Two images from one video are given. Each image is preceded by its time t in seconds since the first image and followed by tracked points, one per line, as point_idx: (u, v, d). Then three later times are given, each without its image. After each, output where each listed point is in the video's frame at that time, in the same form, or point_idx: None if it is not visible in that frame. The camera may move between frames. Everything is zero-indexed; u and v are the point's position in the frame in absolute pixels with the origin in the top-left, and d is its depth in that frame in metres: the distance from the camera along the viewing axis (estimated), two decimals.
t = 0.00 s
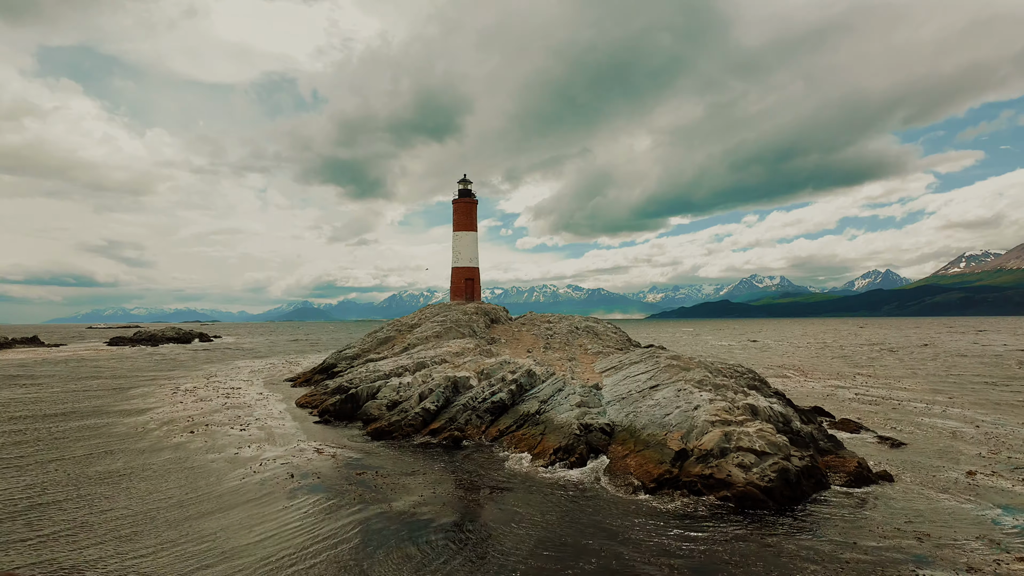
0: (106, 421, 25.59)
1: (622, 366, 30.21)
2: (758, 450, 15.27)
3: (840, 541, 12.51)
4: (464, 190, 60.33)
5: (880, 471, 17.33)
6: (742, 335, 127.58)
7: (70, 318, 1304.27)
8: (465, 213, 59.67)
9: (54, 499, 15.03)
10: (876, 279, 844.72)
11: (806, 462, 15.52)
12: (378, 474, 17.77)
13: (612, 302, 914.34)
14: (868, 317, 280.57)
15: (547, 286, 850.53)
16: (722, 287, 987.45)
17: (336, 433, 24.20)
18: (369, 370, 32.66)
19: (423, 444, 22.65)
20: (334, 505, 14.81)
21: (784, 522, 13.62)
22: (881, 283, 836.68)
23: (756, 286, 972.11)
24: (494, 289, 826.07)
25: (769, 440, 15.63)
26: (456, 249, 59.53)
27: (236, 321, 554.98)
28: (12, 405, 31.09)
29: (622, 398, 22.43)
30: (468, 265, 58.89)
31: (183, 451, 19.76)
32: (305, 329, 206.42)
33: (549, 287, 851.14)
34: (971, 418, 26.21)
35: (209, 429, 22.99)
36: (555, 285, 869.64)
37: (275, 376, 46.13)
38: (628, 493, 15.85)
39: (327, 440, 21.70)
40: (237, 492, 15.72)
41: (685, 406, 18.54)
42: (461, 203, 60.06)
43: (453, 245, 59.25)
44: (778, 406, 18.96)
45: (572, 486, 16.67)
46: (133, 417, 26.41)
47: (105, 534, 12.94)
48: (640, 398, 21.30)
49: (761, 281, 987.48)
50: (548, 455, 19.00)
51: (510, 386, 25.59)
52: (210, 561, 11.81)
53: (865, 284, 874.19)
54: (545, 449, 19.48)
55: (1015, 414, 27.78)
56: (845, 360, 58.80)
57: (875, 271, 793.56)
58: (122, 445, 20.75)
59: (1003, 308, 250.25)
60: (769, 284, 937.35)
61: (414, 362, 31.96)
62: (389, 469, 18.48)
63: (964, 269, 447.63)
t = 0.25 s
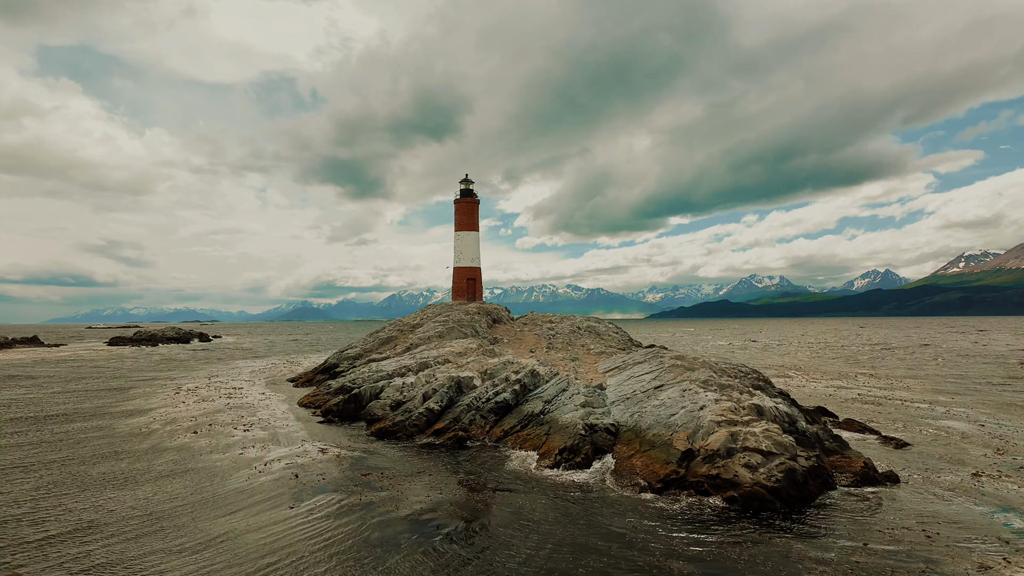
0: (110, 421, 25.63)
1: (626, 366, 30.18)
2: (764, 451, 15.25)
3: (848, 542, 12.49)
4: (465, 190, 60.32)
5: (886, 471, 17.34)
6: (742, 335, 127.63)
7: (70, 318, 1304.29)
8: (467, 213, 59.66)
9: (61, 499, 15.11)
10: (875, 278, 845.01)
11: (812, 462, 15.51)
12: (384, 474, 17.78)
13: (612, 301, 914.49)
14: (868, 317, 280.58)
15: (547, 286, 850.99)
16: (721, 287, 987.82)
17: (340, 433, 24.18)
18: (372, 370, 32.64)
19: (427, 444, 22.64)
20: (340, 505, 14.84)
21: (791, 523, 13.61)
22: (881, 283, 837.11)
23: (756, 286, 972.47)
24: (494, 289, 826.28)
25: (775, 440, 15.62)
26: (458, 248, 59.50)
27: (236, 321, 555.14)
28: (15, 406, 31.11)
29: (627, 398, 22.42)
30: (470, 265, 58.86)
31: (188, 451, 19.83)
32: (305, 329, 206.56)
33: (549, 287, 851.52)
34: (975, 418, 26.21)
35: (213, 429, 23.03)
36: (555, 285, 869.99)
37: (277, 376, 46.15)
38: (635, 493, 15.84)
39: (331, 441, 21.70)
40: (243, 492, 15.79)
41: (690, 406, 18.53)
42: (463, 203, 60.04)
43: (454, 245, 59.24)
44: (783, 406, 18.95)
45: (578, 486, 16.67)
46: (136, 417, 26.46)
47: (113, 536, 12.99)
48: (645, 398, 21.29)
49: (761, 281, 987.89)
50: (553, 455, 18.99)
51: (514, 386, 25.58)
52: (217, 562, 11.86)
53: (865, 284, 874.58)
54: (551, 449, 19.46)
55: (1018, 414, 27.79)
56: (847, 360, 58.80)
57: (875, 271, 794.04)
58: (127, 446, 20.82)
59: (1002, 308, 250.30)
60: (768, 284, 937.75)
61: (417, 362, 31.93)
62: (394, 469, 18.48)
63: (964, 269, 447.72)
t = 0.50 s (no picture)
0: (113, 422, 25.68)
1: (629, 366, 30.17)
2: (771, 451, 15.24)
3: (857, 543, 12.48)
4: (467, 189, 60.34)
5: (891, 471, 17.34)
6: (743, 334, 127.74)
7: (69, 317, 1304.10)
8: (469, 213, 59.64)
9: (67, 500, 15.14)
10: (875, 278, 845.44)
11: (819, 463, 15.50)
12: (389, 475, 17.80)
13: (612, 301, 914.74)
14: (868, 317, 280.63)
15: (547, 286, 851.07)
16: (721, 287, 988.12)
17: (344, 433, 24.20)
18: (375, 370, 32.64)
19: (432, 444, 22.65)
20: (347, 505, 14.87)
21: (799, 523, 13.59)
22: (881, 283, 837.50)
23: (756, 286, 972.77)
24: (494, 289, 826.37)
25: (782, 440, 15.61)
26: (459, 248, 59.50)
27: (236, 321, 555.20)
28: (18, 406, 31.14)
29: (631, 398, 22.41)
30: (472, 265, 58.85)
31: (193, 452, 19.87)
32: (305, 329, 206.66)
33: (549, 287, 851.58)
34: (979, 419, 26.21)
35: (217, 429, 23.08)
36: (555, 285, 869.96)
37: (279, 376, 46.18)
38: (641, 494, 15.85)
39: (336, 441, 21.72)
40: (249, 492, 15.82)
41: (696, 406, 18.53)
42: (464, 203, 60.04)
43: (456, 245, 59.24)
44: (789, 406, 18.94)
45: (584, 487, 16.68)
46: (140, 417, 26.51)
47: (120, 535, 13.02)
48: (650, 398, 21.28)
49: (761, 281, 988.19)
50: (559, 455, 18.99)
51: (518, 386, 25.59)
52: (225, 561, 11.89)
53: (865, 284, 874.69)
54: (556, 449, 19.48)
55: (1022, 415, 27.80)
56: (848, 360, 58.81)
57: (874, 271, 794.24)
58: (131, 446, 20.87)
59: (1002, 307, 250.45)
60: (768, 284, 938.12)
61: (420, 362, 31.93)
62: (400, 470, 18.50)
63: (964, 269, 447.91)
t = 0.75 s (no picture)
0: (117, 422, 25.69)
1: (633, 366, 30.17)
2: (778, 451, 15.22)
3: (865, 543, 12.47)
4: (469, 189, 60.34)
5: (897, 471, 17.35)
6: (742, 334, 127.85)
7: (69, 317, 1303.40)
8: (470, 213, 59.61)
9: (73, 500, 15.10)
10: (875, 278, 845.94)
11: (825, 463, 15.48)
12: (395, 475, 17.80)
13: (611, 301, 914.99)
14: (867, 317, 280.60)
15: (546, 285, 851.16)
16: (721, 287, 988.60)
17: (348, 433, 24.20)
18: (378, 370, 32.62)
19: (436, 445, 22.66)
20: (354, 505, 14.86)
21: (807, 523, 13.58)
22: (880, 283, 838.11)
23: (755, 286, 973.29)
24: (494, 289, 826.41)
25: (788, 441, 15.60)
26: (461, 248, 59.48)
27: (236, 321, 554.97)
28: (20, 406, 31.10)
29: (636, 398, 22.40)
30: (473, 265, 58.85)
31: (198, 452, 19.88)
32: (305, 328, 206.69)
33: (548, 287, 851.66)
34: (982, 419, 26.24)
35: (221, 429, 23.08)
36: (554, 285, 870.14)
37: (281, 376, 46.18)
38: (648, 494, 15.85)
39: (340, 441, 21.72)
40: (255, 492, 15.83)
41: (701, 406, 18.52)
42: (466, 203, 60.04)
43: (457, 245, 59.23)
44: (794, 406, 18.93)
45: (590, 487, 16.68)
46: (143, 417, 26.48)
47: (128, 535, 13.00)
48: (654, 398, 21.27)
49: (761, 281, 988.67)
50: (564, 455, 18.98)
51: (522, 386, 25.60)
52: (233, 561, 11.90)
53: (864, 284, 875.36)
54: (561, 449, 19.46)
55: None
56: (849, 360, 58.87)
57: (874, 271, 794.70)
58: (135, 446, 20.85)
59: (1000, 307, 250.82)
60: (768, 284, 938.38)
61: (423, 362, 31.92)
62: (406, 470, 18.51)
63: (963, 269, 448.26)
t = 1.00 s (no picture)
0: (120, 422, 25.71)
1: (636, 366, 30.15)
2: (784, 451, 15.23)
3: (872, 543, 12.48)
4: (470, 190, 60.28)
5: (902, 471, 17.35)
6: (742, 334, 128.07)
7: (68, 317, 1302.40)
8: (472, 213, 59.55)
9: (79, 501, 15.08)
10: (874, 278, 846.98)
11: (831, 463, 15.48)
12: (400, 475, 17.80)
13: (611, 301, 915.36)
14: (866, 317, 280.91)
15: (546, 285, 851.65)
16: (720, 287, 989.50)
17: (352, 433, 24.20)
18: (380, 370, 32.58)
19: (440, 445, 22.67)
20: (361, 505, 14.86)
21: (814, 524, 13.57)
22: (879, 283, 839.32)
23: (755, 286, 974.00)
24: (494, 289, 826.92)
25: (794, 440, 15.60)
26: (462, 248, 59.45)
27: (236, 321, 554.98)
28: (21, 407, 31.08)
29: (640, 398, 22.40)
30: (474, 265, 58.82)
31: (202, 452, 19.87)
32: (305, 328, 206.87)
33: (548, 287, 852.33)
34: (985, 419, 26.27)
35: (224, 429, 23.08)
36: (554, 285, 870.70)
37: (284, 376, 46.19)
38: (654, 494, 15.85)
39: (345, 441, 21.72)
40: (261, 492, 15.83)
41: (706, 406, 18.53)
42: (467, 203, 59.99)
43: (459, 245, 59.18)
44: (799, 406, 18.93)
45: (595, 487, 16.69)
46: (145, 417, 26.44)
47: (135, 536, 12.99)
48: (659, 398, 21.27)
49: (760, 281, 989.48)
50: (569, 455, 18.96)
51: (525, 386, 25.63)
52: (241, 561, 11.92)
53: (863, 283, 876.68)
54: (566, 449, 19.45)
55: None
56: (849, 360, 58.92)
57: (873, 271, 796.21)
58: (138, 446, 20.85)
59: (999, 307, 251.30)
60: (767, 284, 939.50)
61: (426, 362, 31.87)
62: (411, 471, 18.50)
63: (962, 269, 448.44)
